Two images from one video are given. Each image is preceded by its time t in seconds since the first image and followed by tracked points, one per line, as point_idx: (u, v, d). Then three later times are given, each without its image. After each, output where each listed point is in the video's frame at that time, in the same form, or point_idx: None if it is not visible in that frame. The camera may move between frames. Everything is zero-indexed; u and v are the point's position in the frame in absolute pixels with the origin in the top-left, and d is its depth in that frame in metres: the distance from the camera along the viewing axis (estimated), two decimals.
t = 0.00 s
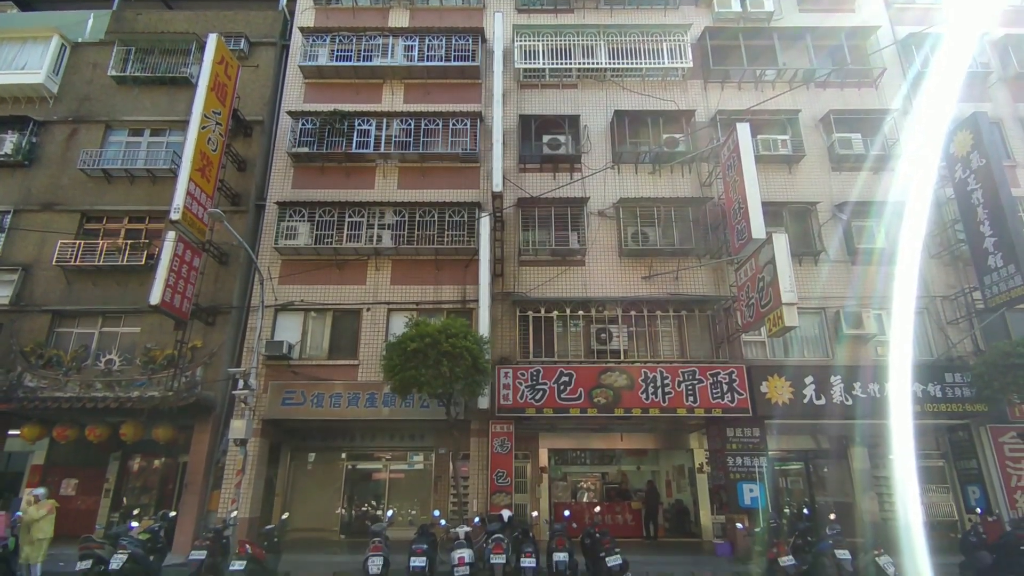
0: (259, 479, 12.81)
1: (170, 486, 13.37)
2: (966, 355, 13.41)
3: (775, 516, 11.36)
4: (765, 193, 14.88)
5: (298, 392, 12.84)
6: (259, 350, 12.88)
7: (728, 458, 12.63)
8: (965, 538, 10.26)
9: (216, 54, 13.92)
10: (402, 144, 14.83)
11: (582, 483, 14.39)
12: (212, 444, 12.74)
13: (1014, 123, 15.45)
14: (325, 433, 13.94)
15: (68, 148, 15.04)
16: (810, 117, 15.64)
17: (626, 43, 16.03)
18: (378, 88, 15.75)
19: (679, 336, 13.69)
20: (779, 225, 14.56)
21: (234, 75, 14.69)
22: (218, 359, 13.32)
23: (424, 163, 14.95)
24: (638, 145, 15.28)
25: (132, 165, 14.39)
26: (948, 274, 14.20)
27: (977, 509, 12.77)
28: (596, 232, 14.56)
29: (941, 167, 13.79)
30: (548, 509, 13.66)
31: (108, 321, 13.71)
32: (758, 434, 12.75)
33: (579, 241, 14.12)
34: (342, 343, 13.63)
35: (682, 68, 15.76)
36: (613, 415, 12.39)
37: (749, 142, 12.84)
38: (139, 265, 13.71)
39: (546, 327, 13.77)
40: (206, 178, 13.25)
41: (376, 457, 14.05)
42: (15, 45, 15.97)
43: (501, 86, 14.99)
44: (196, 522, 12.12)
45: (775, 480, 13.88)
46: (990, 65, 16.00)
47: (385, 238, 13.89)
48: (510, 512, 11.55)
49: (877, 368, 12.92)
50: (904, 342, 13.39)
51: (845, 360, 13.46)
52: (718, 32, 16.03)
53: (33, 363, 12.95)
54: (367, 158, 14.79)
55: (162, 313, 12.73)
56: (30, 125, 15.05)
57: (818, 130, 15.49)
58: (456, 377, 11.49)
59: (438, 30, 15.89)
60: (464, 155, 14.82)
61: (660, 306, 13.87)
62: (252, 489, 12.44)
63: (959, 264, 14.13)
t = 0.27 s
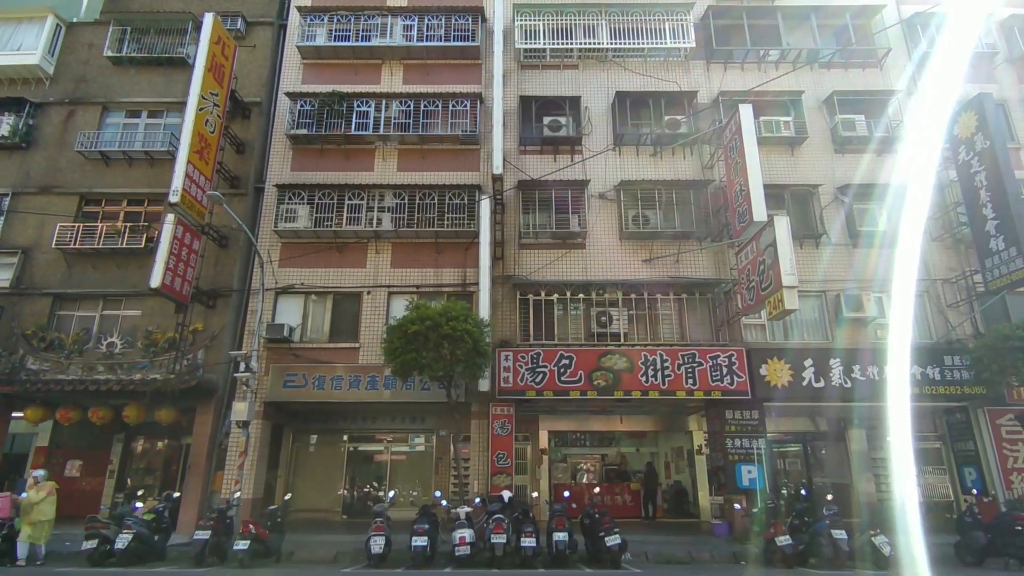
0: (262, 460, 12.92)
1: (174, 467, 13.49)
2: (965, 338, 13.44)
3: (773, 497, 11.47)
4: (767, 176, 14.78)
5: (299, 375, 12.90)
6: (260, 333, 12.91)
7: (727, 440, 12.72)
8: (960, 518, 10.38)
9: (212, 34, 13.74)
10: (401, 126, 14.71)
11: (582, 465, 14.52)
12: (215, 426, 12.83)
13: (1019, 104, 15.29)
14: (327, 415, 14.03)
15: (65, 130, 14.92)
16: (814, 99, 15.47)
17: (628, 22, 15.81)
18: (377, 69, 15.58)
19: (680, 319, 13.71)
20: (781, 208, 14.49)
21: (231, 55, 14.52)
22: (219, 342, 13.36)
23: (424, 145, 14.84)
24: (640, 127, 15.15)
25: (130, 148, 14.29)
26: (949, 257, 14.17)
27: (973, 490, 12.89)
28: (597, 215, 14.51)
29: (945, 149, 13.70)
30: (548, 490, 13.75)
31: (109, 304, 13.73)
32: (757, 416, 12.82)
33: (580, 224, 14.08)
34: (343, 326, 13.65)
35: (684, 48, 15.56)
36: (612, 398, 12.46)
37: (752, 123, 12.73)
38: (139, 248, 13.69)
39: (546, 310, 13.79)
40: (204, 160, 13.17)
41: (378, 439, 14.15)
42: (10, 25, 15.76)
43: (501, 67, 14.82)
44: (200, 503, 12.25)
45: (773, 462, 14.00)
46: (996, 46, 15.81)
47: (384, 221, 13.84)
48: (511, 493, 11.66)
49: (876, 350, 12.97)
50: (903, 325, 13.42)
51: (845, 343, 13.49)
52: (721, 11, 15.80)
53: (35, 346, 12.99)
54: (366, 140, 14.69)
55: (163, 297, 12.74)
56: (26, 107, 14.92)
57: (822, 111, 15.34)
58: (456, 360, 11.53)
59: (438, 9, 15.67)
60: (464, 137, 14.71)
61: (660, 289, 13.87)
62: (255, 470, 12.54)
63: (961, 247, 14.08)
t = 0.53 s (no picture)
0: (264, 442, 13.01)
1: (177, 449, 13.60)
2: (965, 320, 13.44)
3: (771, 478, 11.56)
4: (768, 158, 14.67)
5: (301, 358, 12.95)
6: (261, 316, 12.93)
7: (726, 421, 12.79)
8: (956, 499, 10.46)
9: (209, 13, 13.55)
10: (400, 107, 14.57)
11: (582, 446, 14.63)
12: (217, 408, 12.90)
13: None
14: (328, 397, 14.11)
15: (61, 111, 14.77)
16: (817, 79, 15.30)
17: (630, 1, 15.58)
18: (375, 49, 15.38)
19: (680, 302, 13.71)
20: (782, 190, 14.42)
21: (228, 35, 14.33)
22: (220, 326, 13.37)
23: (423, 127, 14.72)
24: (641, 108, 15.01)
25: (127, 130, 14.17)
26: (951, 240, 14.11)
27: (969, 471, 12.99)
28: (597, 197, 14.44)
29: (949, 130, 13.58)
30: (548, 471, 14.04)
31: (109, 287, 13.73)
32: (756, 398, 12.89)
33: (580, 206, 14.01)
34: (343, 309, 13.66)
35: (687, 27, 15.35)
36: (612, 380, 12.52)
37: (754, 104, 12.59)
38: (138, 231, 13.64)
39: (547, 292, 13.79)
40: (202, 142, 13.07)
41: (379, 421, 14.23)
42: (3, 4, 15.53)
43: (501, 47, 14.63)
44: (204, 484, 12.37)
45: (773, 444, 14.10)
46: (1003, 25, 15.60)
47: (384, 203, 13.78)
48: (511, 474, 11.76)
49: (876, 333, 12.99)
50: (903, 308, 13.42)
51: (845, 326, 13.49)
52: None
53: (36, 329, 13.01)
54: (365, 122, 14.56)
55: (163, 279, 12.73)
56: (22, 88, 14.76)
57: (825, 92, 15.17)
58: (457, 342, 11.56)
59: None
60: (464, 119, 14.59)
61: (660, 271, 13.87)
62: (257, 452, 12.63)
63: (963, 230, 14.03)
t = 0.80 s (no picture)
0: (267, 426, 13.10)
1: (180, 433, 13.69)
2: (965, 303, 13.43)
3: (770, 460, 11.65)
4: (770, 140, 14.56)
5: (301, 342, 12.97)
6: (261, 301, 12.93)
7: (725, 404, 12.86)
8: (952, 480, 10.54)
9: None
10: (399, 90, 14.43)
11: (582, 429, 14.72)
12: (219, 392, 12.96)
13: None
14: (329, 381, 14.17)
15: (57, 95, 14.63)
16: (821, 60, 15.12)
17: None
18: (373, 30, 15.20)
19: (680, 286, 13.71)
20: (784, 172, 14.34)
21: (224, 17, 14.14)
22: (221, 311, 13.39)
23: (422, 110, 14.60)
24: (642, 90, 14.87)
25: (124, 113, 14.06)
26: (953, 222, 14.05)
27: (967, 452, 13.08)
28: (598, 181, 14.36)
29: (953, 111, 13.47)
30: (547, 454, 13.94)
31: (110, 272, 13.72)
32: (756, 381, 12.94)
33: (580, 190, 13.95)
34: (344, 293, 13.66)
35: (689, 7, 15.15)
36: (612, 363, 12.56)
37: (756, 85, 12.46)
38: (137, 216, 13.59)
39: (547, 276, 13.79)
40: (199, 126, 12.98)
41: (380, 405, 14.33)
42: None
43: (501, 28, 14.46)
44: (207, 467, 12.48)
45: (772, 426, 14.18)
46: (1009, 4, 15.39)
47: (383, 187, 13.71)
48: (512, 457, 11.85)
49: (875, 315, 13.01)
50: (903, 291, 13.42)
51: (845, 309, 13.48)
52: None
53: (37, 314, 13.02)
54: (364, 105, 14.43)
55: (163, 264, 12.72)
56: (17, 72, 14.61)
57: (829, 72, 15.01)
58: (457, 326, 11.58)
59: None
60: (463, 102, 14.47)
61: (661, 255, 13.85)
62: (259, 435, 12.72)
63: (965, 212, 13.96)
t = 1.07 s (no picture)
0: (269, 411, 13.17)
1: (183, 419, 13.77)
2: (966, 287, 13.42)
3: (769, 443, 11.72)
4: (772, 123, 14.45)
5: (302, 328, 12.99)
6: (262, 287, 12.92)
7: (725, 388, 12.92)
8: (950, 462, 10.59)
9: None
10: (398, 73, 14.29)
11: (582, 414, 14.80)
12: (221, 378, 13.01)
13: None
14: (331, 366, 14.22)
15: (53, 80, 14.50)
16: (824, 41, 14.95)
17: None
18: (371, 13, 15.02)
19: (681, 271, 13.71)
20: (786, 156, 14.26)
21: None
22: (221, 297, 13.39)
23: (421, 94, 14.47)
24: (643, 73, 14.74)
25: (121, 98, 13.94)
26: (955, 205, 13.98)
27: (965, 435, 13.16)
28: (598, 165, 14.27)
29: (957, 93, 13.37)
30: (548, 437, 14.14)
31: (109, 259, 13.70)
32: (756, 365, 12.98)
33: (581, 174, 13.88)
34: (344, 279, 13.65)
35: None
36: (613, 348, 12.60)
37: (759, 67, 12.33)
38: (136, 203, 13.54)
39: (547, 261, 13.79)
40: (197, 111, 12.89)
41: (382, 390, 14.42)
42: None
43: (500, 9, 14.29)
44: (210, 452, 12.57)
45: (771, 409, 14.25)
46: None
47: (383, 172, 13.64)
48: (513, 441, 11.93)
49: (875, 299, 13.01)
50: (903, 274, 13.41)
51: (845, 294, 13.46)
52: None
53: (38, 301, 13.04)
54: (362, 89, 14.31)
55: (163, 251, 12.71)
56: (12, 57, 14.46)
57: (832, 54, 14.85)
58: (458, 312, 11.58)
59: None
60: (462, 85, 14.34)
61: (661, 239, 13.83)
62: (262, 420, 12.78)
63: (967, 195, 13.90)
